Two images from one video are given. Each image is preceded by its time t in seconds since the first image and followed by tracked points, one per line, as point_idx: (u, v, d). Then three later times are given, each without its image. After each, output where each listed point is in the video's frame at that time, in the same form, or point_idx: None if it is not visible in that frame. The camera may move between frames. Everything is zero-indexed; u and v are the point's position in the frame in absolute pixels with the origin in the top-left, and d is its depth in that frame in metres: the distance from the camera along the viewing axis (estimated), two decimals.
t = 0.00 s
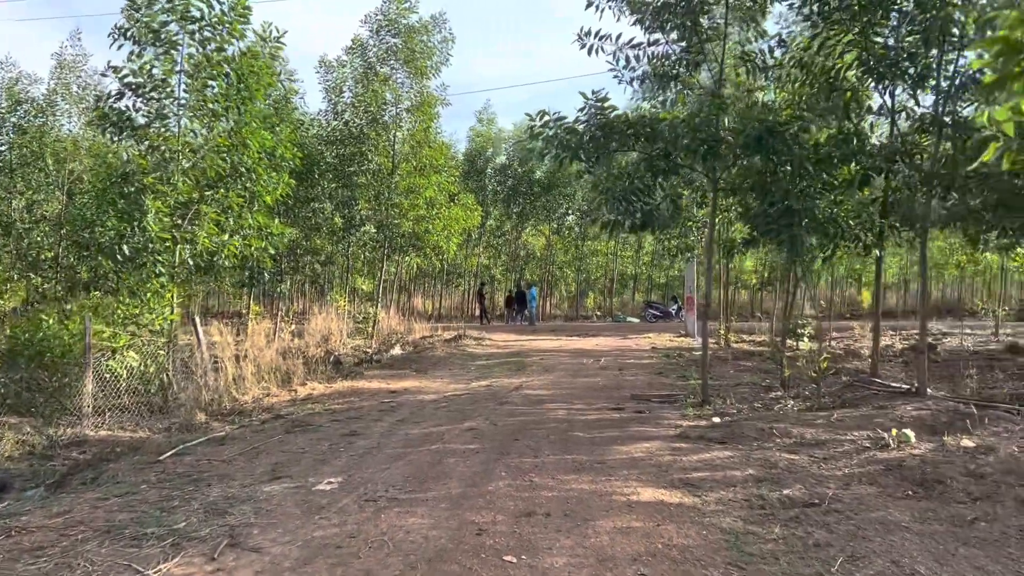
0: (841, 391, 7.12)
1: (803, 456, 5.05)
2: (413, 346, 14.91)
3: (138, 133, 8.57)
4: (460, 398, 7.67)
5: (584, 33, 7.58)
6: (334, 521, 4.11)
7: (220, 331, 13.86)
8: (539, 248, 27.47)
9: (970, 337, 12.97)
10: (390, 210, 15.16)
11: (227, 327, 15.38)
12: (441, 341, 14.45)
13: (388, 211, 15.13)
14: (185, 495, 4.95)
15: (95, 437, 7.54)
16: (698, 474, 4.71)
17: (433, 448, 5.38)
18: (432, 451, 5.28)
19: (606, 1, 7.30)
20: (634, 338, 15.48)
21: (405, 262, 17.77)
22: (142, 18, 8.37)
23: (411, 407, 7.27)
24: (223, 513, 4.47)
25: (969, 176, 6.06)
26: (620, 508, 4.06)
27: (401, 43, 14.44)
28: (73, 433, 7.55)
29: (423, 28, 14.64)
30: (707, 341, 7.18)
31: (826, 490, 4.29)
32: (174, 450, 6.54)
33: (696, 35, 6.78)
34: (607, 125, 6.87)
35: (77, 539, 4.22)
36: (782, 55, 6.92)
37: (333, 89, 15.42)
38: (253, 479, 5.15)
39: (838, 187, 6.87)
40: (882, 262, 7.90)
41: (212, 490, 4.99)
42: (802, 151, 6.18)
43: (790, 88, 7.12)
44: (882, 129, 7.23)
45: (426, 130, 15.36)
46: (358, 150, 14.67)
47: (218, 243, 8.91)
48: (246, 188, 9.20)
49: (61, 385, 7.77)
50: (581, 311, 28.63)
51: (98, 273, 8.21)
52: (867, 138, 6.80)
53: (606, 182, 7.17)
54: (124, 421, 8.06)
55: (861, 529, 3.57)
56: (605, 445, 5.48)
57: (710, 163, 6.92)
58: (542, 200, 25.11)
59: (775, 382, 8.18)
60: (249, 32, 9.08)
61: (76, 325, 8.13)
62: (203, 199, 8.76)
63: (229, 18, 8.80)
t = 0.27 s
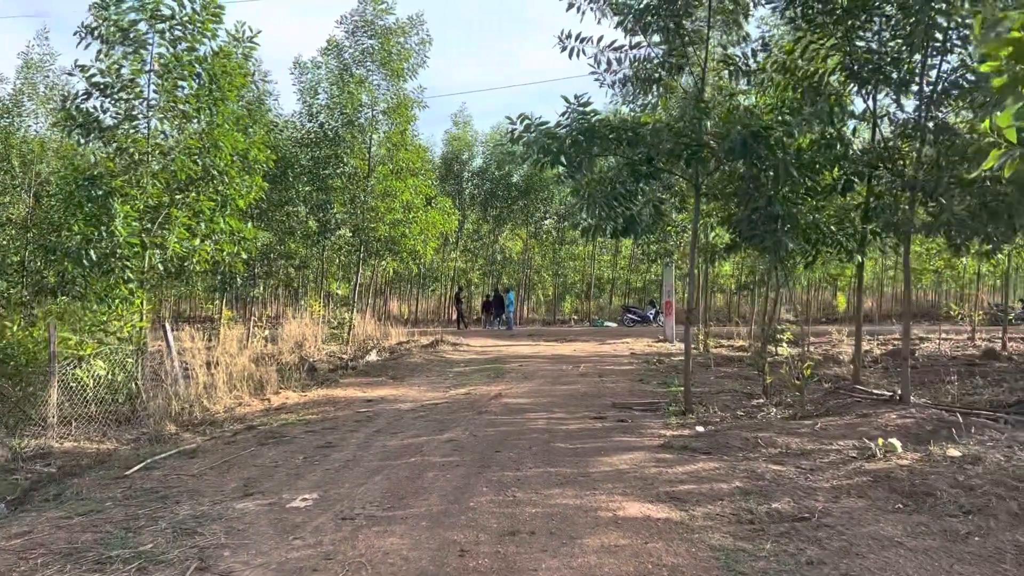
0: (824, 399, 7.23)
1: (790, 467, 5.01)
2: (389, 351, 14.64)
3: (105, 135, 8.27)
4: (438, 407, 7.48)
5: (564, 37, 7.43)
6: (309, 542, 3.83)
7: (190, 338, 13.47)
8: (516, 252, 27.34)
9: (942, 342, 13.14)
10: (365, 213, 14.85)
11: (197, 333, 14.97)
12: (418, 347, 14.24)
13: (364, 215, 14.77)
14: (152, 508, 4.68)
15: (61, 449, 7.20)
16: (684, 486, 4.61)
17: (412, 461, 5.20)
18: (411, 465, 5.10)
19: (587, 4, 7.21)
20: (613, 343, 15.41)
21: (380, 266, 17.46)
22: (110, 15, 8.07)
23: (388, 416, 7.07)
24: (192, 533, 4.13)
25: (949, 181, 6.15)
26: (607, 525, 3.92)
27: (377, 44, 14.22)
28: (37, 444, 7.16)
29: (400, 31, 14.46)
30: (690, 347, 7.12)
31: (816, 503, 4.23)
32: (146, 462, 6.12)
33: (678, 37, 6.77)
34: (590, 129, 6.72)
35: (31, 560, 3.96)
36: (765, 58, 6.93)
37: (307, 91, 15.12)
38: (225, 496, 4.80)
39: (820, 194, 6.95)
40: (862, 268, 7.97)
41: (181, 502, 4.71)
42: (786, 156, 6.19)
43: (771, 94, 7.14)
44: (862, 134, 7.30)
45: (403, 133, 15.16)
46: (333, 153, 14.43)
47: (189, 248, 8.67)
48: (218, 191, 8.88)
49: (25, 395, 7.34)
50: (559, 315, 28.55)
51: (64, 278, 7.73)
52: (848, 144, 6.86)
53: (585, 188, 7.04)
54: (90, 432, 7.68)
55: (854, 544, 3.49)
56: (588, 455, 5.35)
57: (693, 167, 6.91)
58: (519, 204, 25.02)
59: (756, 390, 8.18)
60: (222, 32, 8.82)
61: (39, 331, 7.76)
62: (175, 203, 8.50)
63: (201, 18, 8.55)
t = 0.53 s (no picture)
0: (812, 404, 7.31)
1: (783, 476, 4.94)
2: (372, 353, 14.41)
3: (81, 134, 7.98)
4: (423, 413, 7.34)
5: (551, 36, 7.29)
6: (290, 558, 3.60)
7: (167, 341, 13.16)
8: (500, 254, 27.21)
9: (924, 346, 13.23)
10: (348, 215, 14.56)
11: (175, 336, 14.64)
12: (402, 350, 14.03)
13: (347, 216, 14.52)
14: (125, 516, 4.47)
15: (33, 457, 6.90)
16: (677, 496, 4.51)
17: (397, 470, 5.04)
18: (396, 474, 4.94)
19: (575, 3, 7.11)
20: (598, 347, 15.33)
21: (364, 268, 17.12)
22: (85, 12, 7.85)
23: (371, 423, 6.89)
24: (167, 550, 3.82)
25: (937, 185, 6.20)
26: (599, 537, 3.80)
27: (360, 44, 14.02)
28: (9, 452, 6.85)
29: (383, 30, 14.28)
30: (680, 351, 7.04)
31: (811, 514, 4.15)
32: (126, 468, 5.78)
33: (668, 37, 6.70)
34: (577, 130, 6.66)
35: None
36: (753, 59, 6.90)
37: (290, 91, 14.87)
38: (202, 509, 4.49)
39: (810, 198, 6.92)
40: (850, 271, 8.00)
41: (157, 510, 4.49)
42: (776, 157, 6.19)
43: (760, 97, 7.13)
44: (850, 137, 7.33)
45: (387, 134, 14.96)
46: (315, 154, 14.18)
47: (168, 251, 8.41)
48: (198, 192, 8.63)
49: None
50: (543, 318, 28.45)
51: (42, 281, 7.78)
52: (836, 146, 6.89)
53: (575, 190, 6.98)
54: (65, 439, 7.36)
55: (853, 557, 3.41)
56: (577, 464, 5.25)
57: (681, 170, 6.86)
58: (503, 206, 24.89)
59: (744, 395, 8.15)
60: (201, 30, 8.61)
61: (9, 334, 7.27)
62: (152, 205, 8.26)
63: (180, 15, 8.33)
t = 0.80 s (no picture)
0: (807, 406, 7.29)
1: (783, 480, 4.83)
2: (360, 353, 14.19)
3: (62, 128, 7.68)
4: (412, 414, 7.16)
5: (545, 29, 7.15)
6: (274, 569, 3.39)
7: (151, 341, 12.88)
8: (490, 254, 27.03)
9: (915, 347, 13.25)
10: (337, 213, 14.38)
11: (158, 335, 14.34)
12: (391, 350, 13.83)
13: (335, 214, 14.35)
14: (99, 521, 4.27)
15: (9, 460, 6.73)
16: (676, 502, 4.37)
17: (386, 473, 4.88)
18: (385, 478, 4.77)
19: None
20: (589, 347, 15.19)
21: (352, 267, 16.91)
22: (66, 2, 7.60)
23: (359, 424, 6.71)
24: (143, 561, 3.56)
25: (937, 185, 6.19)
26: (597, 546, 3.65)
27: (349, 40, 13.82)
28: None
29: (373, 26, 14.08)
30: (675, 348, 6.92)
31: (814, 521, 4.04)
32: (108, 472, 5.49)
33: (665, 31, 6.59)
34: (571, 126, 6.48)
35: None
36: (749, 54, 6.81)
37: (277, 87, 14.61)
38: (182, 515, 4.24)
39: (806, 195, 6.88)
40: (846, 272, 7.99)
41: (135, 516, 4.29)
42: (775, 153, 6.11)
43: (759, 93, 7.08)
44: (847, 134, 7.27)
45: (376, 131, 14.74)
46: (303, 151, 13.92)
47: (150, 247, 8.14)
48: (182, 187, 8.39)
49: None
50: (533, 318, 28.30)
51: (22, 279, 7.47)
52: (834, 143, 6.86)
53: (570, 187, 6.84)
54: (43, 441, 7.22)
55: (861, 567, 3.30)
56: (572, 468, 5.10)
57: (678, 167, 6.74)
58: (493, 205, 24.73)
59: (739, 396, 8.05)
60: (186, 22, 8.37)
61: None
62: (135, 200, 7.98)
63: (164, 6, 8.10)
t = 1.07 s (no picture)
0: (808, 409, 7.20)
1: (789, 487, 4.72)
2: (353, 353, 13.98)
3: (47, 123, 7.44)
4: (406, 416, 6.99)
5: (544, 22, 7.00)
6: None
7: (139, 341, 12.64)
8: (484, 253, 26.84)
9: (913, 348, 13.18)
10: (330, 211, 14.18)
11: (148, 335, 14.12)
12: (384, 350, 13.65)
13: (328, 212, 14.15)
14: (79, 528, 4.09)
15: None
16: (680, 510, 4.23)
17: (381, 479, 4.73)
18: (378, 485, 4.62)
19: None
20: (585, 347, 15.04)
21: (345, 267, 16.71)
22: None
23: (351, 427, 6.54)
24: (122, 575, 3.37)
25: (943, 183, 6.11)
26: (599, 558, 3.50)
27: (343, 35, 13.63)
28: None
29: (367, 21, 13.87)
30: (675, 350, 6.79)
31: (823, 530, 3.92)
32: (94, 476, 5.27)
33: (667, 24, 6.45)
34: (571, 121, 6.32)
35: None
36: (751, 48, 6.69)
37: (269, 83, 14.39)
38: (167, 524, 4.06)
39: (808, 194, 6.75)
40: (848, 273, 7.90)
41: (117, 524, 4.11)
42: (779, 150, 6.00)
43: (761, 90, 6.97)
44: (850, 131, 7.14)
45: (370, 128, 14.53)
46: (296, 148, 13.69)
47: (138, 245, 7.89)
48: (171, 184, 8.19)
49: None
50: (527, 318, 28.13)
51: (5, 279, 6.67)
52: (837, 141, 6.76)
53: (569, 184, 6.68)
54: (27, 443, 7.01)
55: None
56: (572, 473, 4.96)
57: (680, 164, 6.59)
58: (487, 204, 24.57)
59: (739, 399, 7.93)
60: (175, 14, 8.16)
61: None
62: (122, 197, 7.76)
63: None
